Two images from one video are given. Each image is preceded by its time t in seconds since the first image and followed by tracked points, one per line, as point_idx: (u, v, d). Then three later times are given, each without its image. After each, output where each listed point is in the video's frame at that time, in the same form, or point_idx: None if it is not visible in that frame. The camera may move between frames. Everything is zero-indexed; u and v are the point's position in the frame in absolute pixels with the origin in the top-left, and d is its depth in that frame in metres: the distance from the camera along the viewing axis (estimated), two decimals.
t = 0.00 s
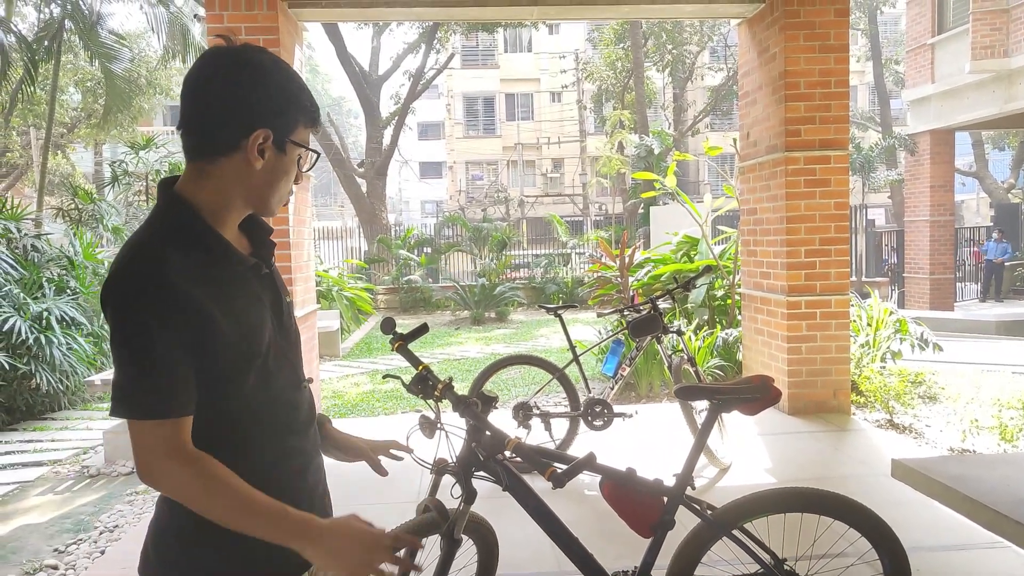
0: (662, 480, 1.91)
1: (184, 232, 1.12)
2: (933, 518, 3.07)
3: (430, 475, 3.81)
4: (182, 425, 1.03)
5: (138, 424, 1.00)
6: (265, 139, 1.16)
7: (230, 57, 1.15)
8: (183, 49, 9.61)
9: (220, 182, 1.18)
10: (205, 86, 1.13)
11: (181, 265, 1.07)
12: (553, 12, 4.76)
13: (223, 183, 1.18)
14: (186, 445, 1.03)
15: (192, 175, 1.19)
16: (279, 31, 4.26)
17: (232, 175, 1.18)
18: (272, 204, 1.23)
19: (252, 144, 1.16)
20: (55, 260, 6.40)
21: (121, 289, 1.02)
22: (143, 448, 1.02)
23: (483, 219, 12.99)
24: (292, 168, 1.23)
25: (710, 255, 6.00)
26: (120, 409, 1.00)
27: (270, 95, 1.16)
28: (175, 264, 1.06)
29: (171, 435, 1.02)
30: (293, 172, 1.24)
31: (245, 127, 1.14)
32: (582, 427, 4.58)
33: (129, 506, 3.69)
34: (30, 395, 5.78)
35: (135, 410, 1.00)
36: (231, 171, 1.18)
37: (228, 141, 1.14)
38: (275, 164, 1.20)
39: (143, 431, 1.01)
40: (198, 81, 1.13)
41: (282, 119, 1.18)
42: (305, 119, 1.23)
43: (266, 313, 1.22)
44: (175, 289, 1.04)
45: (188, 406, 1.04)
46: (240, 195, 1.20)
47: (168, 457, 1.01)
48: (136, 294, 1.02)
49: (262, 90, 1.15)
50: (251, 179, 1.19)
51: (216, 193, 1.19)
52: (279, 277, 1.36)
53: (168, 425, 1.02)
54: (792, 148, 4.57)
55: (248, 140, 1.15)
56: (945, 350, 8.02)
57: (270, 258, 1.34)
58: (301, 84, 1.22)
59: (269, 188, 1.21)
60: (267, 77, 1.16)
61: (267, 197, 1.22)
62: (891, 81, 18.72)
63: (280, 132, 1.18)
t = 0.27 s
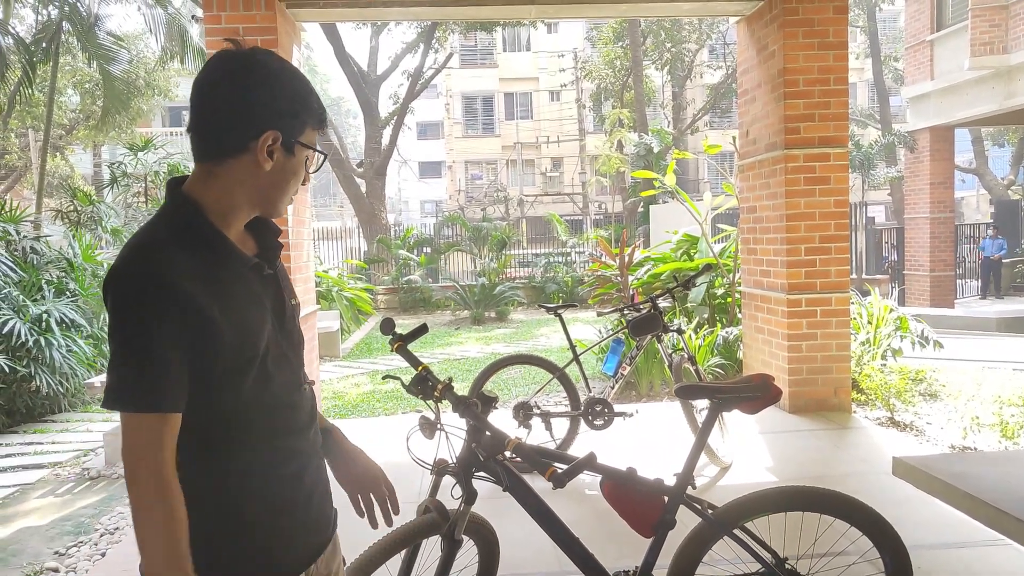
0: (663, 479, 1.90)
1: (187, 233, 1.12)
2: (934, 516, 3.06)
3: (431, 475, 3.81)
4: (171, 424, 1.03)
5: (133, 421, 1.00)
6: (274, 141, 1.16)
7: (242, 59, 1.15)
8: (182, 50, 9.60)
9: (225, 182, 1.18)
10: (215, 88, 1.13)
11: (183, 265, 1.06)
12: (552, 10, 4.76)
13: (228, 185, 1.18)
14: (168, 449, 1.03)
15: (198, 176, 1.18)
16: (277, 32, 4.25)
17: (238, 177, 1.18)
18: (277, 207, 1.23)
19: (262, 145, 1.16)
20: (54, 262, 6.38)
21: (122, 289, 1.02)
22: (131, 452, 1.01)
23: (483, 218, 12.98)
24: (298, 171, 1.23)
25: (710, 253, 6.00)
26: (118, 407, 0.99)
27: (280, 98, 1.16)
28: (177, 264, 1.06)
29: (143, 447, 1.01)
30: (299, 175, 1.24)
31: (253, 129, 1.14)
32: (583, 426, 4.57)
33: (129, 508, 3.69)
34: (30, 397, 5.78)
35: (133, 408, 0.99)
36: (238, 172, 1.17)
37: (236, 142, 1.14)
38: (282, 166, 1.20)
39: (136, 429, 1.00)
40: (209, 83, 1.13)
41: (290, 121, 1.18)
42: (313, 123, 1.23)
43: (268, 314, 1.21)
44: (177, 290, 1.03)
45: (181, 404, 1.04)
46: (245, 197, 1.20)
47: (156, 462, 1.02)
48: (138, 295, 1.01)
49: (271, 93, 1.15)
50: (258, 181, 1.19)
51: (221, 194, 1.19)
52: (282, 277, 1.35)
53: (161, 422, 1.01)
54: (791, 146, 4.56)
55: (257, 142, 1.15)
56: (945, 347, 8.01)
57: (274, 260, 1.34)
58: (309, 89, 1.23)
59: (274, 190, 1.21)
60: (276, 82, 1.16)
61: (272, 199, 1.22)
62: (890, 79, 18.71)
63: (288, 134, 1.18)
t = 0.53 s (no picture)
0: (666, 475, 1.90)
1: (194, 226, 1.12)
2: (937, 512, 3.06)
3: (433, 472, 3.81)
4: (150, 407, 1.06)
5: (118, 401, 1.03)
6: (283, 138, 1.16)
7: (254, 58, 1.15)
8: (182, 47, 9.59)
9: (236, 178, 1.18)
10: (228, 85, 1.14)
11: (181, 257, 1.08)
12: (553, 6, 4.74)
13: (238, 180, 1.18)
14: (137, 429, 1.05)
15: (211, 171, 1.19)
16: (278, 28, 4.24)
17: (247, 173, 1.18)
18: (289, 205, 1.23)
19: (271, 142, 1.15)
20: (56, 259, 6.38)
21: (119, 279, 1.04)
22: (111, 437, 1.04)
23: (484, 215, 12.98)
24: (310, 168, 1.22)
25: (712, 249, 5.99)
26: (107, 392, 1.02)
27: (291, 95, 1.16)
28: (175, 257, 1.07)
29: (111, 431, 1.04)
30: (311, 172, 1.23)
31: (262, 126, 1.15)
32: (585, 423, 4.57)
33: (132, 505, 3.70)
34: (33, 394, 5.80)
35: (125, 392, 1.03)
36: (248, 168, 1.17)
37: (246, 139, 1.15)
38: (293, 163, 1.19)
39: (119, 412, 1.04)
40: (223, 81, 1.15)
41: (301, 119, 1.18)
42: (326, 122, 1.22)
43: (274, 308, 1.21)
44: (170, 281, 1.05)
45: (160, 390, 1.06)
46: (254, 194, 1.20)
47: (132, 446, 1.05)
48: (133, 285, 1.03)
49: (280, 92, 1.15)
50: (268, 177, 1.19)
51: (231, 190, 1.19)
52: (299, 273, 1.35)
53: (141, 404, 1.04)
54: (794, 141, 4.55)
55: (266, 138, 1.15)
56: (948, 342, 7.99)
57: (292, 256, 1.33)
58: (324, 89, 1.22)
59: (285, 186, 1.20)
60: (287, 81, 1.16)
61: (284, 196, 1.21)
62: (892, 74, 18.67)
63: (298, 131, 1.18)
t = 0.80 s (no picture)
0: (670, 476, 1.90)
1: (213, 219, 1.16)
2: (943, 513, 3.05)
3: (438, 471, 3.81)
4: (168, 383, 1.11)
5: (140, 378, 1.08)
6: (310, 134, 1.17)
7: (287, 57, 1.18)
8: (188, 47, 9.61)
9: (266, 173, 1.20)
10: (261, 84, 1.17)
11: (194, 246, 1.11)
12: (558, 7, 4.74)
13: (265, 175, 1.20)
14: (153, 406, 1.10)
15: (243, 167, 1.22)
16: (283, 28, 4.25)
17: (276, 169, 1.20)
18: (314, 199, 1.23)
19: (299, 138, 1.17)
20: (62, 258, 6.40)
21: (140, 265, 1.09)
22: (131, 414, 1.09)
23: (489, 215, 12.98)
24: (336, 167, 1.23)
25: (717, 250, 5.98)
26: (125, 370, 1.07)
27: (319, 93, 1.17)
28: (187, 246, 1.11)
29: (135, 413, 1.09)
30: (338, 170, 1.23)
31: (288, 123, 1.16)
32: (589, 423, 4.57)
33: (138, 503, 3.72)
34: (39, 393, 5.82)
35: (141, 372, 1.08)
36: (278, 164, 1.19)
37: (275, 135, 1.17)
38: (321, 159, 1.20)
39: (135, 390, 1.08)
40: (256, 78, 1.17)
41: (327, 116, 1.18)
42: (354, 121, 1.22)
43: (290, 301, 1.19)
44: (183, 269, 1.09)
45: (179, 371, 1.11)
46: (281, 189, 1.21)
47: (143, 424, 1.10)
48: (149, 269, 1.08)
49: (308, 89, 1.16)
50: (295, 173, 1.20)
51: (259, 184, 1.21)
52: (328, 271, 1.33)
53: (157, 381, 1.10)
54: (799, 142, 4.53)
55: (293, 134, 1.17)
56: (954, 344, 7.95)
57: (321, 253, 1.32)
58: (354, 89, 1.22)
59: (314, 182, 1.22)
60: (317, 78, 1.17)
61: (312, 191, 1.22)
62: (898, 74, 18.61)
63: (324, 127, 1.18)
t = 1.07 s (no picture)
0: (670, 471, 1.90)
1: (228, 206, 1.17)
2: (942, 509, 3.05)
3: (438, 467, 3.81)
4: (179, 364, 1.12)
5: (152, 356, 1.09)
6: (332, 129, 1.19)
7: (317, 56, 1.20)
8: (188, 43, 9.59)
9: (291, 169, 1.23)
10: (292, 82, 1.19)
11: (204, 234, 1.13)
12: (559, 2, 4.73)
13: (290, 171, 1.22)
14: (160, 388, 1.11)
15: (272, 163, 1.24)
16: (284, 24, 4.24)
17: (299, 164, 1.22)
18: (339, 195, 1.24)
19: (321, 133, 1.19)
20: (62, 254, 6.39)
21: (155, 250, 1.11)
22: (137, 394, 1.09)
23: (489, 211, 12.97)
24: (363, 166, 1.24)
25: (718, 246, 5.97)
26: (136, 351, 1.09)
27: (344, 91, 1.19)
28: (197, 233, 1.12)
29: (142, 389, 1.10)
30: (362, 169, 1.24)
31: (311, 118, 1.18)
32: (589, 419, 4.57)
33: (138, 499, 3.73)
34: (40, 389, 5.83)
35: (149, 354, 1.09)
36: (302, 159, 1.21)
37: (300, 131, 1.20)
38: (345, 155, 1.21)
39: (144, 370, 1.09)
40: (289, 76, 1.20)
41: (349, 113, 1.19)
42: (378, 120, 1.23)
43: (297, 293, 1.19)
44: (194, 255, 1.11)
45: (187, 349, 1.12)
46: (303, 184, 1.23)
47: (150, 404, 1.10)
48: (163, 255, 1.10)
49: (334, 87, 1.18)
50: (316, 168, 1.21)
51: (284, 181, 1.23)
52: (348, 271, 1.33)
53: (165, 362, 1.10)
54: (800, 137, 4.52)
55: (315, 129, 1.19)
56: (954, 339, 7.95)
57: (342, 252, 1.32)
58: (383, 90, 1.23)
59: (337, 178, 1.23)
60: (345, 77, 1.19)
61: (335, 188, 1.23)
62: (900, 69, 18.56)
63: (347, 124, 1.19)
